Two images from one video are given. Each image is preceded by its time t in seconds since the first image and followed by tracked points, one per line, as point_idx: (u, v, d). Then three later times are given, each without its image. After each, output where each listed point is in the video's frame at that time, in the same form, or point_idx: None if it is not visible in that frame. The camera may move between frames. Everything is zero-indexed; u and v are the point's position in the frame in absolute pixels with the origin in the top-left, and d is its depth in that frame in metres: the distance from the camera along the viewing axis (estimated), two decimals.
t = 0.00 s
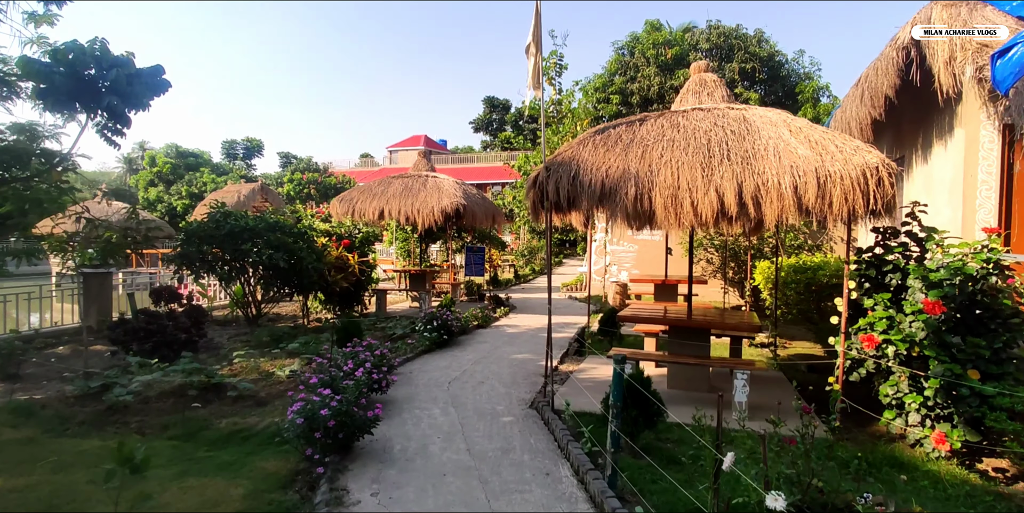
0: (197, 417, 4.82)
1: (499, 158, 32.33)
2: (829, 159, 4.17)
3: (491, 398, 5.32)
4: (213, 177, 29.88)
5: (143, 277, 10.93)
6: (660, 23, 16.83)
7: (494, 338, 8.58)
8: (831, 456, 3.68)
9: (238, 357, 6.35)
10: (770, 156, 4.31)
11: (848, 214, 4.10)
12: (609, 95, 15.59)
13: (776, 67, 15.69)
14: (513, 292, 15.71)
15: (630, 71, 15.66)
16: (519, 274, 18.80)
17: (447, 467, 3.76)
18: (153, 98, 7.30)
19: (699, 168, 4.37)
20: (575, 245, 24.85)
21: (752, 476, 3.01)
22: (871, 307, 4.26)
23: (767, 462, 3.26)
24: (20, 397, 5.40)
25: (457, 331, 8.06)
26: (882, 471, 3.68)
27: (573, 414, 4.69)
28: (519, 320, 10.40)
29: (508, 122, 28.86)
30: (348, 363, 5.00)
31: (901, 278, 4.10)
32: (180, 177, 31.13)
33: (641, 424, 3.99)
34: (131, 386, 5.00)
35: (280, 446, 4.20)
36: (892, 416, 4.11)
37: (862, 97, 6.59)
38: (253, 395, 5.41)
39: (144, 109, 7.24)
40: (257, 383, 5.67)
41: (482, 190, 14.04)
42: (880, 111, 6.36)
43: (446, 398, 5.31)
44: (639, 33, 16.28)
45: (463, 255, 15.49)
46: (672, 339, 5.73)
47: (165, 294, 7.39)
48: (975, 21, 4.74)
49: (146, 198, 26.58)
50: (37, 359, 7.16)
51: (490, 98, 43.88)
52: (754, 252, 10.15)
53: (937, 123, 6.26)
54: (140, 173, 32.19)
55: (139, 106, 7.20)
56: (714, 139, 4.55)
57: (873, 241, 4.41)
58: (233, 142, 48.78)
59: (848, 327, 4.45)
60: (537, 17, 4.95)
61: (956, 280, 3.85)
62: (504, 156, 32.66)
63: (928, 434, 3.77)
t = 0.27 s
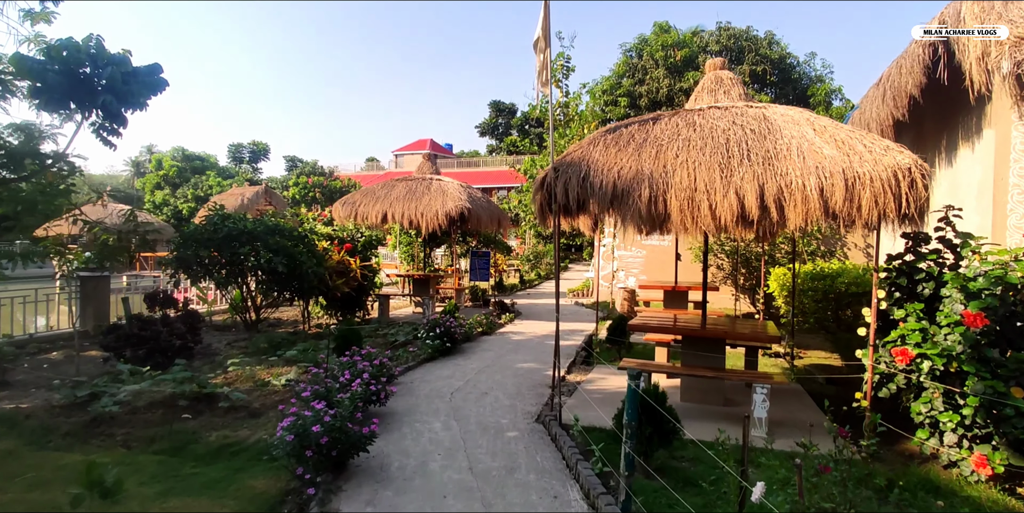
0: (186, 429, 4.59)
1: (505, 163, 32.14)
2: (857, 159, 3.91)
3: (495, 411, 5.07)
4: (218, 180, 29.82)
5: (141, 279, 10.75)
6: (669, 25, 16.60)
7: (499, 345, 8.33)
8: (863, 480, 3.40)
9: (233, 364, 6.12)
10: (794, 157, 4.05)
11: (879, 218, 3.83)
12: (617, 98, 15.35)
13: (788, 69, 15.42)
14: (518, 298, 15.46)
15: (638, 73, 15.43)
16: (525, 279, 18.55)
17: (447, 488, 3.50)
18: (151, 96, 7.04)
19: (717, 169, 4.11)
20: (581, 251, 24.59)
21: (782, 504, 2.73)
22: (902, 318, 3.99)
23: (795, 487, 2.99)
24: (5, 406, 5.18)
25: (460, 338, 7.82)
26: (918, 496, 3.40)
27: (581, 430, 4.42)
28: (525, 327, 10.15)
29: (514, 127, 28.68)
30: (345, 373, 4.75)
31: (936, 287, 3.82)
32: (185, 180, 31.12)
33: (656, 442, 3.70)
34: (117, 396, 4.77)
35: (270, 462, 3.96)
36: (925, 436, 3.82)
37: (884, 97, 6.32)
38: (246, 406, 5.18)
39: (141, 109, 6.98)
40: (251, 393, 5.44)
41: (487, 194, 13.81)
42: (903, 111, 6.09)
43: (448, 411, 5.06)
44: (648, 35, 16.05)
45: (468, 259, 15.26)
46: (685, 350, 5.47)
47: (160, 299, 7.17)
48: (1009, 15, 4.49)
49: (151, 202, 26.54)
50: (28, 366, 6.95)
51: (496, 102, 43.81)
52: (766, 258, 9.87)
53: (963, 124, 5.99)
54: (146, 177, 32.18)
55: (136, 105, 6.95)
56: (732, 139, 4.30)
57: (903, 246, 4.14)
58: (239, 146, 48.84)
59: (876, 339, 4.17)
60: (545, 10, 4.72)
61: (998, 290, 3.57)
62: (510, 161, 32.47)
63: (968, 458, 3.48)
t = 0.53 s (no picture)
0: (175, 443, 4.37)
1: (510, 166, 31.96)
2: (890, 162, 3.65)
3: (500, 425, 4.82)
4: (222, 182, 29.75)
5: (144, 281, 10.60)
6: (677, 26, 16.37)
7: (504, 352, 8.09)
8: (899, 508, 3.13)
9: (228, 372, 5.91)
10: (820, 158, 3.79)
11: (913, 224, 3.58)
12: (624, 100, 15.11)
13: (798, 71, 15.16)
14: (523, 302, 15.21)
15: (646, 75, 15.19)
16: (529, 283, 18.30)
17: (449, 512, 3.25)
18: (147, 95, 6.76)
19: (738, 171, 3.86)
20: (586, 255, 24.34)
21: None
22: (937, 331, 3.74)
23: None
24: None
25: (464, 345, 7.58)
26: None
27: (592, 447, 4.17)
28: (530, 333, 9.91)
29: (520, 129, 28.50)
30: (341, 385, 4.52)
31: (975, 298, 3.55)
32: (190, 182, 31.06)
33: (674, 464, 3.48)
34: (104, 407, 4.54)
35: (261, 481, 3.72)
36: (963, 458, 3.53)
37: (906, 98, 6.06)
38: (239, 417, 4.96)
39: (136, 107, 6.69)
40: (245, 403, 5.22)
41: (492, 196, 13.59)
42: (927, 112, 5.82)
43: (450, 424, 4.81)
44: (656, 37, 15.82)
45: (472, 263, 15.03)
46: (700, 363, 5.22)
47: (155, 304, 6.98)
48: None
49: (155, 204, 26.46)
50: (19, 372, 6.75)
51: (501, 105, 43.71)
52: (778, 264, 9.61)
53: (990, 126, 5.72)
54: (150, 179, 32.12)
55: (130, 104, 6.64)
56: (754, 139, 4.05)
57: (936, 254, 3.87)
58: (244, 148, 48.83)
59: (907, 353, 3.91)
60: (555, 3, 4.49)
61: None
62: (515, 163, 32.29)
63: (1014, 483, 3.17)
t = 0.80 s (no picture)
0: (165, 454, 4.13)
1: (514, 167, 31.76)
2: (931, 157, 3.40)
3: (507, 436, 4.57)
4: (226, 183, 29.64)
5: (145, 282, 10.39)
6: (685, 25, 16.13)
7: (510, 357, 7.84)
8: None
9: (224, 378, 5.67)
10: (855, 154, 3.54)
11: (957, 225, 3.32)
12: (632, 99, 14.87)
13: (808, 71, 14.90)
14: (528, 305, 14.97)
15: (654, 74, 14.95)
16: (534, 286, 18.06)
17: None
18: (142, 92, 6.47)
19: (766, 168, 3.61)
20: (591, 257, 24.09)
21: None
22: (981, 340, 3.47)
23: None
24: None
25: (470, 350, 7.34)
26: None
27: (607, 461, 3.92)
28: (536, 337, 9.66)
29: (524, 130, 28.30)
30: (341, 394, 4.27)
31: None
32: (193, 183, 30.96)
33: (698, 483, 3.23)
34: (91, 415, 4.31)
35: (254, 498, 3.48)
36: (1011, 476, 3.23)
37: (932, 93, 5.79)
38: (234, 426, 4.72)
39: (133, 104, 6.41)
40: (241, 411, 4.98)
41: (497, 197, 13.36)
42: (955, 108, 5.56)
43: (456, 435, 4.56)
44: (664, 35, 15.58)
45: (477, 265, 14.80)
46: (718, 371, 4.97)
47: (150, 307, 6.75)
48: None
49: (159, 205, 26.37)
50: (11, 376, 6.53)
51: (505, 106, 43.58)
52: (791, 267, 9.35)
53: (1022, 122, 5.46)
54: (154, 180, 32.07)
55: (126, 100, 6.35)
56: (781, 133, 3.80)
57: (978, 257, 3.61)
58: (247, 149, 48.77)
59: (948, 363, 3.63)
60: None
61: None
62: (519, 165, 32.08)
63: None
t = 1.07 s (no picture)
0: (155, 468, 3.88)
1: (520, 168, 31.61)
2: (982, 150, 3.13)
3: (518, 448, 4.30)
4: (230, 184, 29.49)
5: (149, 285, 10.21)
6: (694, 21, 15.86)
7: (518, 362, 7.59)
8: None
9: (221, 385, 5.43)
10: (898, 146, 3.27)
11: (1013, 223, 3.05)
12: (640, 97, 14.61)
13: (821, 68, 14.62)
14: (534, 307, 14.71)
15: (663, 71, 14.68)
16: (540, 287, 17.81)
17: None
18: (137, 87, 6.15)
19: (800, 162, 3.34)
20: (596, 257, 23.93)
21: None
22: None
23: None
24: None
25: (477, 354, 7.08)
26: None
27: (628, 479, 3.65)
28: (544, 341, 9.40)
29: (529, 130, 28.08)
30: (342, 404, 4.00)
31: None
32: (198, 184, 30.83)
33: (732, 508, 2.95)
34: (77, 427, 4.05)
35: None
36: None
37: (965, 86, 5.50)
38: (229, 437, 4.47)
39: (129, 101, 5.98)
40: (237, 421, 4.73)
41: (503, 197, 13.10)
42: (990, 100, 5.26)
43: (464, 447, 4.30)
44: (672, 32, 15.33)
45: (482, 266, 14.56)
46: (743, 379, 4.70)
47: (145, 310, 6.52)
48: None
49: (162, 205, 26.25)
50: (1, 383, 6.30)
51: (510, 107, 43.47)
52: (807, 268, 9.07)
53: None
54: (158, 180, 31.97)
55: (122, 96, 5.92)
56: (815, 125, 3.53)
57: None
58: (251, 149, 48.70)
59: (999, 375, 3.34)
60: None
61: None
62: (524, 165, 31.87)
63: None
